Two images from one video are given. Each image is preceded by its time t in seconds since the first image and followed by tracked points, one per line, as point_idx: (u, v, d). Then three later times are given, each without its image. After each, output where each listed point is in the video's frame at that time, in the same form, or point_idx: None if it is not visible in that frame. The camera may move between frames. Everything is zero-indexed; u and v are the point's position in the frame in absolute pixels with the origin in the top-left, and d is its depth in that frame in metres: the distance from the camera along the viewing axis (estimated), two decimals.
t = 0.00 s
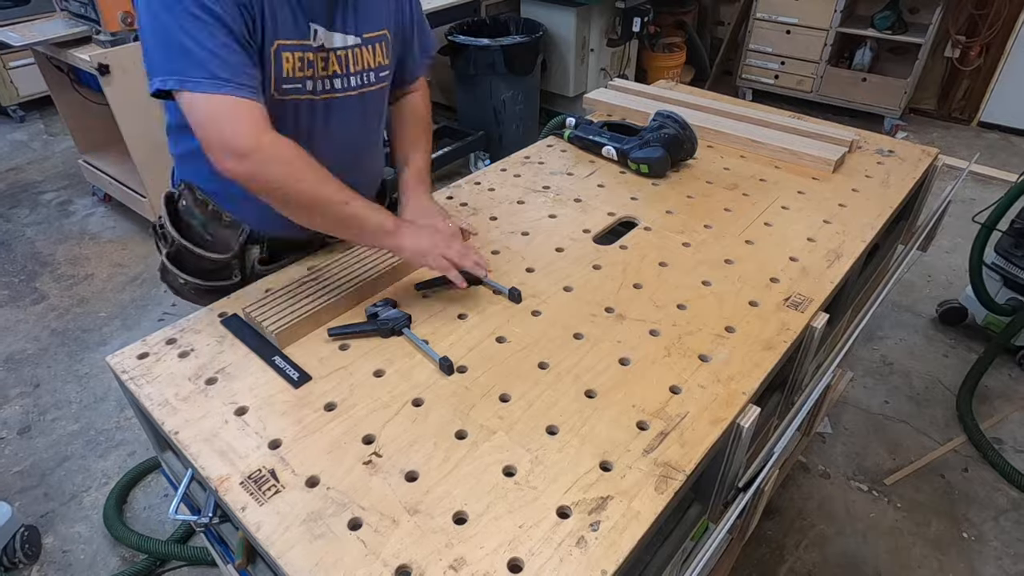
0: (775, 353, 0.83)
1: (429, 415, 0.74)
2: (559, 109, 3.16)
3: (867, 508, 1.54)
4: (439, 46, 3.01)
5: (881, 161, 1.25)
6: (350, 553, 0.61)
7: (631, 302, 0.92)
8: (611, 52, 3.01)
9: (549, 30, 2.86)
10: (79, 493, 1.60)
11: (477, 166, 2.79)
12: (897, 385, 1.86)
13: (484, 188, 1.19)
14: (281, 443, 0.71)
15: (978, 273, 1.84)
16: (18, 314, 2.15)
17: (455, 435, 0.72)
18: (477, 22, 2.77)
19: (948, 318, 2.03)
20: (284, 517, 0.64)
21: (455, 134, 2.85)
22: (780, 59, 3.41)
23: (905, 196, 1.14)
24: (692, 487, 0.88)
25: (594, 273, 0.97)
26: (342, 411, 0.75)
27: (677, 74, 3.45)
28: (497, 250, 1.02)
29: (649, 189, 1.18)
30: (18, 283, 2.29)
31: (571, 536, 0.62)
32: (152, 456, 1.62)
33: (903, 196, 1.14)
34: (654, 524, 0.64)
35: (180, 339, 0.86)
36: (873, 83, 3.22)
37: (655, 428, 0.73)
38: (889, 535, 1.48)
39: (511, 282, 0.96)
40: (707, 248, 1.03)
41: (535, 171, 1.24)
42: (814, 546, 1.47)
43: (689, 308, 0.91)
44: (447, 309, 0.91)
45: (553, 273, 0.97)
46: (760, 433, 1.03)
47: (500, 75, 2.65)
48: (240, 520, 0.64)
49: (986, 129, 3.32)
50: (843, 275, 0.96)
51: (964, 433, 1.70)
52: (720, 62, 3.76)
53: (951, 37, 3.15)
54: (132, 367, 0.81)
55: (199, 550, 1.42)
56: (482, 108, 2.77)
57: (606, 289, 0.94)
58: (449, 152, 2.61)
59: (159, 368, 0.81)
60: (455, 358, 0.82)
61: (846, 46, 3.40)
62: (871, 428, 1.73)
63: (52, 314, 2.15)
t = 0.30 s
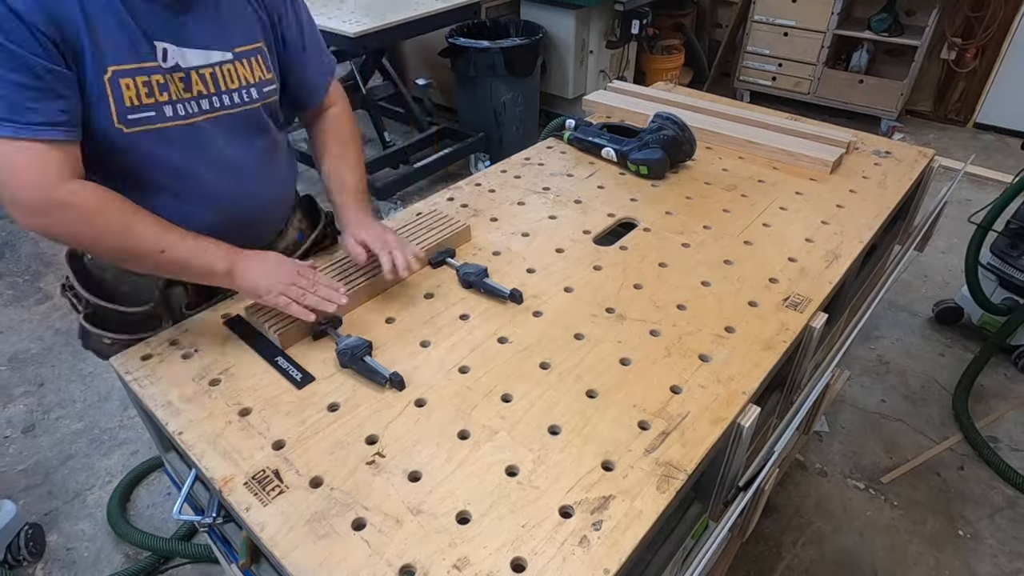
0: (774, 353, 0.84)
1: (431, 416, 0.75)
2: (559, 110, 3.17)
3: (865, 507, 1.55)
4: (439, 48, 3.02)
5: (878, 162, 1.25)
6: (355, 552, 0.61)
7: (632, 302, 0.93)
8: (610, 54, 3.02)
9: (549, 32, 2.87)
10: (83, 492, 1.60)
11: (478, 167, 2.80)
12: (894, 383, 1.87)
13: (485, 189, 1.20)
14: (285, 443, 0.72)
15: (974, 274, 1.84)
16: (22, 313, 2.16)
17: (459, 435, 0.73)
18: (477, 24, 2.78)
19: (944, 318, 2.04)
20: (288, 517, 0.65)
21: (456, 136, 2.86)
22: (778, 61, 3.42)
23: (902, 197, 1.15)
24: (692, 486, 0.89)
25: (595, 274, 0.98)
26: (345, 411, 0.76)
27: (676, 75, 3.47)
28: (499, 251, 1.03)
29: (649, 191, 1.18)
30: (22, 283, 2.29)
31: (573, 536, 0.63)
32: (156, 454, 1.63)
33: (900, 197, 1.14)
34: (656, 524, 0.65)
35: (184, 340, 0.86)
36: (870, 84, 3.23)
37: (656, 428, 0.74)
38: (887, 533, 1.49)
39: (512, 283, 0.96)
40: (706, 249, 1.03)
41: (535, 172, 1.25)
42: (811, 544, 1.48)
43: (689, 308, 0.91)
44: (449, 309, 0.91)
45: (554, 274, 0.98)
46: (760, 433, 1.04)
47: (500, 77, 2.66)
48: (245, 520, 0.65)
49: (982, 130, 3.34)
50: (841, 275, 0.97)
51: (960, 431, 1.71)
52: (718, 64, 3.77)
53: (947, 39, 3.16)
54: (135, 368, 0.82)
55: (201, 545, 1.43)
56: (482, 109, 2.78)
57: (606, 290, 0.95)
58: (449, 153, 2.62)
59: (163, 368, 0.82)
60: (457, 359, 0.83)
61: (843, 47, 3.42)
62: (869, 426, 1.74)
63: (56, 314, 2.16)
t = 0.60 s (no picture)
0: (772, 352, 0.84)
1: (432, 414, 0.76)
2: (559, 112, 3.19)
3: (861, 505, 1.56)
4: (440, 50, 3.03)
5: (875, 163, 1.26)
6: (356, 549, 0.62)
7: (631, 302, 0.93)
8: (609, 56, 3.02)
9: (549, 34, 2.88)
10: (87, 490, 1.61)
11: (477, 169, 2.80)
12: (890, 383, 1.88)
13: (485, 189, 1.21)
14: (286, 441, 0.73)
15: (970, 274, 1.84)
16: (27, 313, 2.17)
17: (459, 433, 0.74)
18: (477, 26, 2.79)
19: (940, 318, 2.05)
20: (290, 514, 0.65)
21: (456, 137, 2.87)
22: (775, 63, 3.43)
23: (899, 198, 1.15)
24: (690, 484, 0.90)
25: (594, 274, 0.99)
26: (346, 409, 0.77)
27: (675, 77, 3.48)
28: (499, 251, 1.04)
29: (647, 192, 1.19)
30: (26, 283, 2.30)
31: (572, 533, 0.63)
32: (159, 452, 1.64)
33: (897, 198, 1.15)
34: (654, 521, 0.65)
35: (187, 339, 0.87)
36: (866, 86, 3.24)
37: (654, 426, 0.75)
38: (883, 531, 1.50)
39: (513, 282, 0.97)
40: (705, 249, 1.04)
41: (535, 173, 1.26)
42: (808, 542, 1.49)
43: (687, 308, 0.92)
44: (449, 309, 0.92)
45: (553, 274, 0.99)
46: (757, 431, 1.05)
47: (500, 79, 2.67)
48: (247, 518, 0.65)
49: (978, 131, 3.35)
50: (839, 275, 0.97)
51: (956, 430, 1.72)
52: (716, 66, 3.79)
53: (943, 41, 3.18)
54: (140, 366, 0.83)
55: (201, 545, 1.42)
56: (482, 111, 2.79)
57: (605, 290, 0.96)
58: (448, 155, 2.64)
59: (166, 367, 0.83)
60: (456, 358, 0.84)
61: (840, 50, 3.43)
62: (865, 425, 1.75)
63: (60, 314, 2.16)
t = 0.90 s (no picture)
0: (769, 352, 0.85)
1: (433, 413, 0.77)
2: (559, 114, 3.20)
3: (858, 503, 1.56)
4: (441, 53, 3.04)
5: (872, 164, 1.27)
6: (357, 546, 0.63)
7: (630, 302, 0.94)
8: (608, 58, 3.03)
9: (548, 37, 2.89)
10: (90, 488, 1.62)
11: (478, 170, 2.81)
12: (886, 382, 1.89)
13: (486, 190, 1.22)
14: (289, 440, 0.74)
15: (966, 274, 1.85)
16: (31, 313, 2.17)
17: (459, 432, 0.75)
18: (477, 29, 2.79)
19: (936, 318, 2.06)
20: (292, 512, 0.66)
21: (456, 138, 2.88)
22: (773, 65, 3.44)
23: (895, 199, 1.16)
24: (689, 483, 0.91)
25: (594, 274, 1.00)
26: (347, 408, 0.78)
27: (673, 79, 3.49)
28: (499, 252, 1.05)
29: (646, 192, 1.20)
30: (30, 283, 2.31)
31: (572, 531, 0.64)
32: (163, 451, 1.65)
33: (893, 199, 1.16)
34: (653, 519, 0.66)
35: (190, 338, 0.88)
36: (863, 88, 3.25)
37: (653, 425, 0.75)
38: (879, 529, 1.51)
39: (513, 282, 0.98)
40: (703, 249, 1.05)
41: (535, 175, 1.27)
42: (806, 539, 1.49)
43: (685, 308, 0.93)
44: (449, 309, 0.93)
45: (552, 274, 1.00)
46: (756, 429, 1.06)
47: (500, 81, 2.68)
48: (250, 515, 0.66)
49: (973, 133, 3.36)
50: (835, 275, 0.98)
51: (952, 429, 1.73)
52: (715, 68, 3.80)
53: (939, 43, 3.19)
54: (143, 366, 0.84)
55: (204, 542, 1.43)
56: (483, 113, 2.80)
57: (604, 290, 0.97)
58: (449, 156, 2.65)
59: (169, 366, 0.83)
60: (457, 358, 0.85)
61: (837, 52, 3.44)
62: (862, 424, 1.76)
63: (63, 314, 2.17)
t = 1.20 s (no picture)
0: (767, 351, 0.86)
1: (433, 412, 0.78)
2: (558, 115, 3.21)
3: (855, 501, 1.57)
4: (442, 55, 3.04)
5: (869, 165, 1.28)
6: (359, 544, 0.64)
7: (629, 302, 0.95)
8: (607, 60, 3.03)
9: (548, 39, 2.90)
10: (94, 486, 1.62)
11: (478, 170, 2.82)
12: (883, 381, 1.90)
13: (486, 191, 1.23)
14: (291, 439, 0.75)
15: (962, 275, 1.86)
16: (35, 313, 2.18)
17: (460, 431, 0.75)
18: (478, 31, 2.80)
19: (932, 317, 2.07)
20: (294, 510, 0.67)
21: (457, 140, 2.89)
22: (771, 67, 3.45)
23: (892, 200, 1.17)
24: (687, 481, 0.91)
25: (593, 274, 1.01)
26: (348, 408, 0.78)
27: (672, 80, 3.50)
28: (499, 252, 1.06)
29: (645, 193, 1.21)
30: (34, 283, 2.32)
31: (571, 529, 0.65)
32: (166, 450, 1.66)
33: (889, 200, 1.17)
34: (651, 517, 0.67)
35: (193, 338, 0.89)
36: (860, 90, 3.26)
37: (652, 424, 0.76)
38: (876, 527, 1.52)
39: (513, 282, 0.99)
40: (702, 249, 1.06)
41: (535, 176, 1.28)
42: (804, 537, 1.50)
43: (684, 308, 0.94)
44: (450, 309, 0.94)
45: (552, 274, 1.01)
46: (754, 428, 1.07)
47: (500, 83, 2.69)
48: (252, 514, 0.67)
49: (970, 134, 3.38)
50: (832, 275, 0.99)
51: (948, 428, 1.73)
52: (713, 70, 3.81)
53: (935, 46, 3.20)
54: (147, 365, 0.85)
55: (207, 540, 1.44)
56: (483, 114, 2.81)
57: (603, 290, 0.98)
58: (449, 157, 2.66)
59: (172, 366, 0.84)
60: (457, 357, 0.86)
61: (834, 54, 3.46)
62: (859, 423, 1.77)
63: (67, 314, 2.18)
